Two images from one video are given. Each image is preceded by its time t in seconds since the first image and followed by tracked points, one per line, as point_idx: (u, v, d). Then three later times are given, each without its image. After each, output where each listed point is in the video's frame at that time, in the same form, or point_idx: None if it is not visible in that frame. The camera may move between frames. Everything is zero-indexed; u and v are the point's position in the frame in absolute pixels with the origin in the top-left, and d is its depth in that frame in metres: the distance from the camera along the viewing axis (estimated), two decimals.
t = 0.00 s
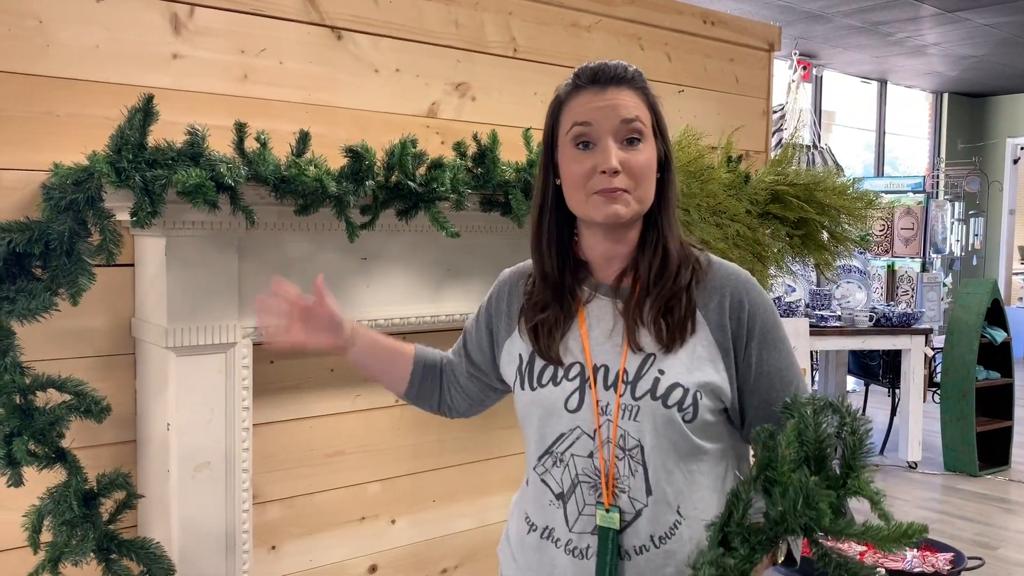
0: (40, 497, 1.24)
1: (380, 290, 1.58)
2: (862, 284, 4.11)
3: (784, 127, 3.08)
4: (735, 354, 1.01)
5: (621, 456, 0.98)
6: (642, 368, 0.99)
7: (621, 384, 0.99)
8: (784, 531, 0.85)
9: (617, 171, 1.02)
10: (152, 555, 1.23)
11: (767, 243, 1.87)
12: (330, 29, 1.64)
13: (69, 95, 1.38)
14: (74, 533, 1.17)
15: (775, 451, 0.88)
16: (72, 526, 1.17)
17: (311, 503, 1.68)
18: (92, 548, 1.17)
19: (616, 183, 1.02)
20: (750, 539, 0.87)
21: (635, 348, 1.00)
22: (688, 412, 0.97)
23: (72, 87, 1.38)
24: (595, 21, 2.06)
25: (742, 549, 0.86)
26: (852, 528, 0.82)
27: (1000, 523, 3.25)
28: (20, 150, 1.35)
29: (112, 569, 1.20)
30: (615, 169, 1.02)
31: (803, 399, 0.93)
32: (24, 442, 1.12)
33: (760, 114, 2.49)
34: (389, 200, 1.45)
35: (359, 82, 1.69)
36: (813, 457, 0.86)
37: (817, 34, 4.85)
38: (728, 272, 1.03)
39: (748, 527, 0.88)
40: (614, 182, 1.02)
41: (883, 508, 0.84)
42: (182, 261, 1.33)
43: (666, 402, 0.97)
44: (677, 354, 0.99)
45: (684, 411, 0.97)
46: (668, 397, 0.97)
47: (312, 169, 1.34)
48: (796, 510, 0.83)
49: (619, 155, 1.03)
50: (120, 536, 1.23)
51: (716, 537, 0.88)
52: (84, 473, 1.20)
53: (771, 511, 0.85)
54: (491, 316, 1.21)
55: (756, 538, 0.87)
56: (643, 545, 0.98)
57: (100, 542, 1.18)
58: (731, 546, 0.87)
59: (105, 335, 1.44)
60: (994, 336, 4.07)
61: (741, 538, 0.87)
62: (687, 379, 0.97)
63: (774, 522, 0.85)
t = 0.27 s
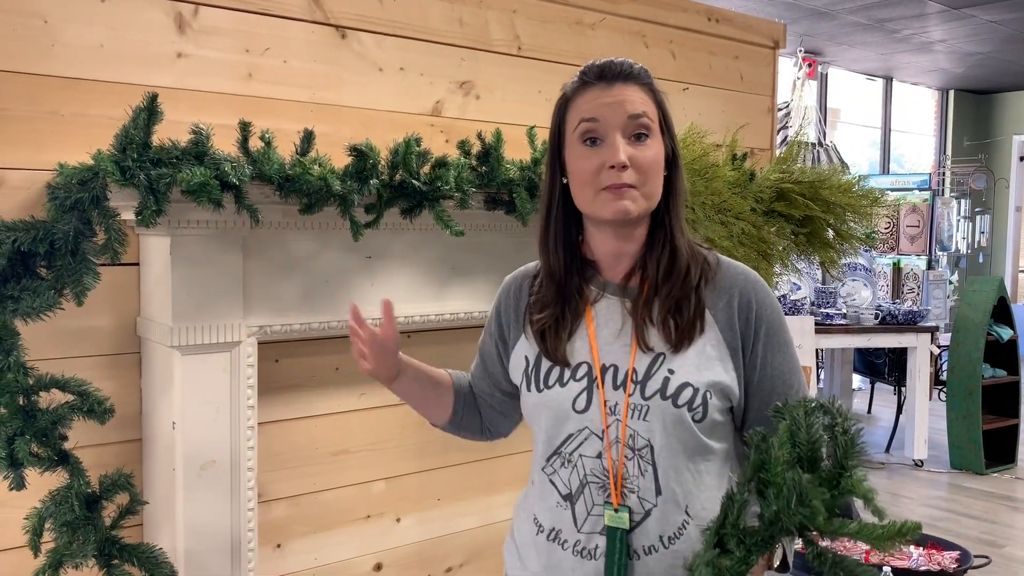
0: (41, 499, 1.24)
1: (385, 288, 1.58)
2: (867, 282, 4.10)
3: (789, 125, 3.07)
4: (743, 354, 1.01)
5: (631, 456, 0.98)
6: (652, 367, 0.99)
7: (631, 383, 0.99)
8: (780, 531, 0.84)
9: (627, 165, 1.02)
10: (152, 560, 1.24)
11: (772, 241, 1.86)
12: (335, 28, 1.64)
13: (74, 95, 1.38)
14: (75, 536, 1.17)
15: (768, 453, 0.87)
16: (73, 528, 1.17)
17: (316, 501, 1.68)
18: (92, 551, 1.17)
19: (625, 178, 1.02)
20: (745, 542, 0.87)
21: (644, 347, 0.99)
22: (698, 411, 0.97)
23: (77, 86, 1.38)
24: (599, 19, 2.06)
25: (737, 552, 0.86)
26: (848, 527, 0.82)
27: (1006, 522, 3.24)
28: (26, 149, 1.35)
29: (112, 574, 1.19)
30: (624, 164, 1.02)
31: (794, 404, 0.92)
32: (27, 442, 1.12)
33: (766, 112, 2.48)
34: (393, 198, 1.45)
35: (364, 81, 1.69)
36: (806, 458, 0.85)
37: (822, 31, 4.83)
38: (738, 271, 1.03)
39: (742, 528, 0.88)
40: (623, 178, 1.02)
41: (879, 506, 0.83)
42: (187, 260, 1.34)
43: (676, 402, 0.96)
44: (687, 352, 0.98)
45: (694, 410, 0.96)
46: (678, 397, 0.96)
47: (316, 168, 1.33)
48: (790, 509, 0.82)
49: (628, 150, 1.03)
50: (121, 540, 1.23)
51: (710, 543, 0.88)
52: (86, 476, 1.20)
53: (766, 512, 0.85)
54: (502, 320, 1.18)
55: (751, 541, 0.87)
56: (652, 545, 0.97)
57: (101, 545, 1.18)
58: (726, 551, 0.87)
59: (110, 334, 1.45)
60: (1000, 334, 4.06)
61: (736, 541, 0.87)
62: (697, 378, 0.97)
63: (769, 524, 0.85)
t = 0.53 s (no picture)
0: (40, 498, 1.24)
1: (390, 287, 1.58)
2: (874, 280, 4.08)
3: (795, 122, 3.06)
4: (756, 354, 1.01)
5: (644, 455, 0.98)
6: (666, 367, 0.98)
7: (644, 383, 0.99)
8: (796, 533, 0.85)
9: (639, 164, 1.01)
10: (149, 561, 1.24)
11: (778, 239, 1.86)
12: (339, 27, 1.64)
13: (79, 94, 1.38)
14: (72, 535, 1.17)
15: (783, 455, 0.88)
16: (71, 528, 1.17)
17: (322, 500, 1.69)
18: (89, 551, 1.17)
19: (638, 176, 1.01)
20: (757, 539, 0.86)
21: (658, 347, 0.99)
22: (711, 412, 0.96)
23: (82, 86, 1.38)
24: (604, 17, 2.05)
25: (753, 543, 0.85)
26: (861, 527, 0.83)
27: (1013, 520, 3.22)
28: (32, 148, 1.35)
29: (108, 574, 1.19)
30: (637, 162, 1.02)
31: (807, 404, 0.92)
32: (26, 440, 1.13)
33: (771, 110, 2.48)
34: (399, 197, 1.44)
35: (369, 80, 1.69)
36: (822, 461, 0.87)
37: (828, 28, 4.82)
38: (752, 272, 1.03)
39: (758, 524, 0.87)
40: (636, 176, 1.01)
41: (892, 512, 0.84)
42: (193, 259, 1.34)
43: (690, 403, 0.96)
44: (700, 352, 0.98)
45: (708, 411, 0.96)
46: (692, 397, 0.96)
47: (322, 167, 1.33)
48: (808, 512, 0.83)
49: (640, 149, 1.03)
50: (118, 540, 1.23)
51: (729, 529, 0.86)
52: (85, 475, 1.21)
53: (782, 513, 0.85)
54: (511, 321, 1.18)
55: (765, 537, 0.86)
56: (664, 544, 0.97)
57: (98, 546, 1.19)
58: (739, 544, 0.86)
59: (117, 333, 1.45)
60: (1007, 331, 4.04)
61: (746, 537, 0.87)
62: (711, 379, 0.97)
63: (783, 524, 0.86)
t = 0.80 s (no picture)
0: (47, 496, 1.25)
1: (395, 285, 1.58)
2: (879, 277, 4.07)
3: (800, 119, 3.05)
4: (763, 351, 1.00)
5: (651, 455, 0.97)
6: (672, 365, 0.98)
7: (650, 382, 0.99)
8: (803, 522, 0.85)
9: (639, 159, 1.01)
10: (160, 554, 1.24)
11: (783, 236, 1.86)
12: (343, 25, 1.64)
13: (83, 93, 1.38)
14: (82, 531, 1.18)
15: (792, 445, 0.87)
16: (81, 524, 1.18)
17: (327, 498, 1.69)
18: (100, 546, 1.17)
19: (638, 171, 1.01)
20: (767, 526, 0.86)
21: (665, 344, 0.99)
22: (718, 410, 0.96)
23: (86, 85, 1.38)
24: (608, 14, 2.05)
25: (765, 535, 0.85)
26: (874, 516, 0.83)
27: (1020, 517, 3.21)
28: (37, 147, 1.35)
29: (119, 567, 1.20)
30: (637, 156, 1.01)
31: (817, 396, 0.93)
32: (36, 438, 1.13)
33: (776, 106, 2.47)
34: (403, 195, 1.44)
35: (373, 78, 1.69)
36: (832, 452, 0.86)
37: (833, 24, 4.80)
38: (758, 269, 1.03)
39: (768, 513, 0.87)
40: (637, 171, 1.01)
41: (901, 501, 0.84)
42: (197, 257, 1.34)
43: (696, 401, 0.96)
44: (707, 350, 0.98)
45: (715, 408, 0.96)
46: (698, 395, 0.96)
47: (325, 165, 1.33)
48: (815, 500, 0.83)
49: (641, 144, 1.03)
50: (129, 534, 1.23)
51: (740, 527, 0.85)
52: (95, 471, 1.21)
53: (790, 502, 0.85)
54: (518, 321, 1.18)
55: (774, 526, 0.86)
56: (671, 543, 0.97)
57: (109, 540, 1.19)
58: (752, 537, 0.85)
59: (122, 332, 1.45)
60: (1013, 328, 4.03)
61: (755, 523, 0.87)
62: (718, 377, 0.96)
63: (794, 513, 0.85)
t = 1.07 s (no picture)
0: (56, 494, 1.24)
1: (396, 281, 1.58)
2: (882, 271, 4.06)
3: (802, 114, 3.04)
4: (764, 346, 1.00)
5: (651, 448, 0.97)
6: (673, 360, 0.98)
7: (651, 375, 0.98)
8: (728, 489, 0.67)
9: (633, 150, 1.01)
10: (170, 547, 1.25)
11: (786, 231, 1.85)
12: (344, 21, 1.63)
13: (84, 90, 1.38)
14: (93, 526, 1.18)
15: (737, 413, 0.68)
16: (92, 519, 1.18)
17: (329, 495, 1.69)
18: (111, 541, 1.18)
19: (632, 163, 1.01)
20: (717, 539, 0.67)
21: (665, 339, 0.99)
22: (719, 404, 0.96)
23: (86, 81, 1.38)
24: (609, 8, 2.04)
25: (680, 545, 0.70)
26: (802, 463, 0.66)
27: None
28: (38, 145, 1.35)
29: (131, 562, 1.21)
30: (631, 148, 1.01)
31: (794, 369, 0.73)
32: (44, 436, 1.13)
33: (778, 101, 2.46)
34: (404, 190, 1.44)
35: (374, 73, 1.69)
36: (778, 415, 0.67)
37: (835, 19, 4.78)
38: (761, 263, 1.02)
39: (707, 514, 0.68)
40: (632, 163, 1.01)
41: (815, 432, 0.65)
42: (198, 254, 1.33)
43: (696, 394, 0.96)
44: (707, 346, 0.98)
45: (716, 403, 0.96)
46: (698, 388, 0.96)
47: (326, 162, 1.33)
48: (739, 454, 0.67)
49: (638, 136, 1.03)
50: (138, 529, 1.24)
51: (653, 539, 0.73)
52: (102, 467, 1.21)
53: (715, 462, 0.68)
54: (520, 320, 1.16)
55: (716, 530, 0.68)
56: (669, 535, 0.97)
57: (120, 534, 1.20)
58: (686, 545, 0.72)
59: (124, 329, 1.45)
60: (1016, 323, 4.02)
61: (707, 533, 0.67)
62: (718, 370, 0.96)
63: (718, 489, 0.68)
